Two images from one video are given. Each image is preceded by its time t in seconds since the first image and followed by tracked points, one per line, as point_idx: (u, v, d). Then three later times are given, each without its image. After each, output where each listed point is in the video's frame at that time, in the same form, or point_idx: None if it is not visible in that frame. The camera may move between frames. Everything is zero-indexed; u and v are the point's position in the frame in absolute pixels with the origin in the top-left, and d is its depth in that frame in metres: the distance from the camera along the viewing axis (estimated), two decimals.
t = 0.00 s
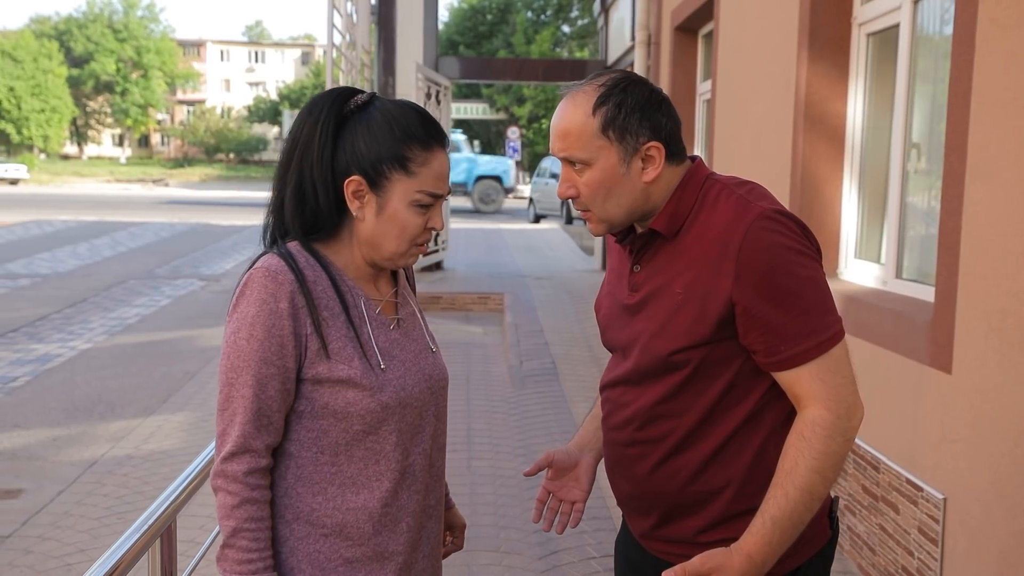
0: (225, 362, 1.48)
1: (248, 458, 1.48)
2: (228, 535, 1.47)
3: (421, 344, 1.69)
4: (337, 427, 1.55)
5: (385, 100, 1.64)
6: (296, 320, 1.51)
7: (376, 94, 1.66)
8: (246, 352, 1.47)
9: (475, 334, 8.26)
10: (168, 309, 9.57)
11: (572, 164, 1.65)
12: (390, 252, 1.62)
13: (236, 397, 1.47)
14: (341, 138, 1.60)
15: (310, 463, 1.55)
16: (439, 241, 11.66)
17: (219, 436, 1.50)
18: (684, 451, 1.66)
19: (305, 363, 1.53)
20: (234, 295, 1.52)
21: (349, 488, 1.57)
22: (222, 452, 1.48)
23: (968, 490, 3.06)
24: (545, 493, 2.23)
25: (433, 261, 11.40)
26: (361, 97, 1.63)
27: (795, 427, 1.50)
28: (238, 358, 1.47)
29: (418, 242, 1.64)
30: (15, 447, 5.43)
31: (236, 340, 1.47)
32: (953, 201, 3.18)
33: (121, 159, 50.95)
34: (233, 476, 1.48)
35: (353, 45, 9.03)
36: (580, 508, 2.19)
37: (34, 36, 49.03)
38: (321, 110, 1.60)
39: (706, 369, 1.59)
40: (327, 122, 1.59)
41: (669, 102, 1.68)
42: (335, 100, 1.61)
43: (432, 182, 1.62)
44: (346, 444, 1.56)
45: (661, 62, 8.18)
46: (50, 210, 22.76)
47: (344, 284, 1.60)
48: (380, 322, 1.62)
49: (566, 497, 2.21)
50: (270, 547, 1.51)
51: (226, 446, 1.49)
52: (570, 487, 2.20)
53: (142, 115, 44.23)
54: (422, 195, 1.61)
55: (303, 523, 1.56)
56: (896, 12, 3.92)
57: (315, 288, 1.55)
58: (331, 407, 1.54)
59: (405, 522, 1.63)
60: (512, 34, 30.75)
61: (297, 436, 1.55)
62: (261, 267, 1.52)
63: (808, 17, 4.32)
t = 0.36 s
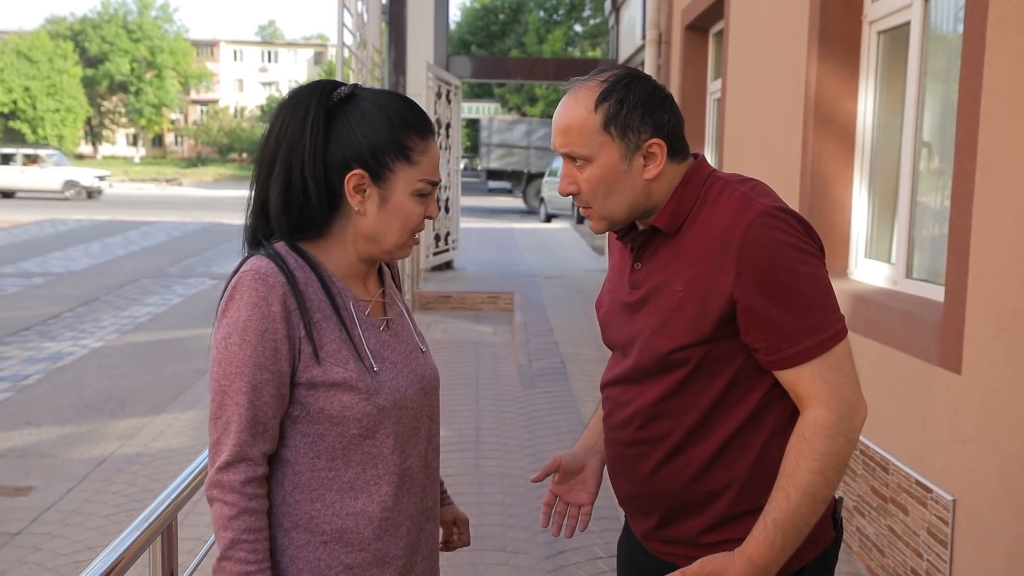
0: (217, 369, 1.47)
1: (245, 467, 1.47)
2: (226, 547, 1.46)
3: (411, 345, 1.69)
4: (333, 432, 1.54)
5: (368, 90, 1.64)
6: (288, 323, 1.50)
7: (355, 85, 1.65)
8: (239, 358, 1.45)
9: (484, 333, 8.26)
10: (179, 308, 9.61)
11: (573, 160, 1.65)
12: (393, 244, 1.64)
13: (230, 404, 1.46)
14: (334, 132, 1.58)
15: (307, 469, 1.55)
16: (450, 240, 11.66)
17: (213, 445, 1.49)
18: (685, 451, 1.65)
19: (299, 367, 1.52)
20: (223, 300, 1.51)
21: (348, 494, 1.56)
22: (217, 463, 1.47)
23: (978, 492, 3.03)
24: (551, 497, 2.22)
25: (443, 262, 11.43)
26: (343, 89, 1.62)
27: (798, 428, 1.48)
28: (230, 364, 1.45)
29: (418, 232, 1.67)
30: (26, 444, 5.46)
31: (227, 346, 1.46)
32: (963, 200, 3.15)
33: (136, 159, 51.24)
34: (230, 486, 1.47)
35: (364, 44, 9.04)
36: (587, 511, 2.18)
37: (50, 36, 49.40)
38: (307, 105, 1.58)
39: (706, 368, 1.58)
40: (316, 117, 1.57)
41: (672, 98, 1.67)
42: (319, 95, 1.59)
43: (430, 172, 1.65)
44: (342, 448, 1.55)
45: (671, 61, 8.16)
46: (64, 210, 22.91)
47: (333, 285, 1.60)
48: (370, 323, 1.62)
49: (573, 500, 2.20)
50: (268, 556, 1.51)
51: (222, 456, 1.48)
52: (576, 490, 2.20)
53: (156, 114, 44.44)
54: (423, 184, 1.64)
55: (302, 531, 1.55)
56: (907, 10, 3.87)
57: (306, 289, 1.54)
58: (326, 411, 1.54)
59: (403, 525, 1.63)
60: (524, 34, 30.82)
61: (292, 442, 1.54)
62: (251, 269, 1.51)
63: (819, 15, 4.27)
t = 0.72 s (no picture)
0: (216, 367, 1.45)
1: (248, 467, 1.46)
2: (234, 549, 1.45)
3: (412, 341, 1.68)
4: (334, 429, 1.53)
5: (358, 88, 1.64)
6: (287, 319, 1.49)
7: (353, 85, 1.66)
8: (239, 357, 1.44)
9: (495, 333, 8.24)
10: (191, 307, 9.63)
11: (575, 154, 1.63)
12: (350, 241, 1.60)
13: (231, 404, 1.44)
14: (308, 127, 1.61)
15: (309, 468, 1.53)
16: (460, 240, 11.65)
17: (214, 446, 1.47)
18: (689, 452, 1.63)
19: (299, 364, 1.51)
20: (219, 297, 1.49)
21: (351, 492, 1.55)
22: (220, 463, 1.46)
23: (990, 495, 2.99)
24: (558, 500, 2.20)
25: (455, 261, 11.43)
26: (335, 86, 1.64)
27: (802, 428, 1.46)
28: (229, 362, 1.44)
29: (380, 232, 1.60)
30: (37, 443, 5.48)
31: (227, 345, 1.44)
32: (976, 199, 3.10)
33: (150, 159, 51.53)
34: (234, 487, 1.45)
35: (375, 44, 9.04)
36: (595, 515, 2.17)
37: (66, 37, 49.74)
38: (291, 100, 1.63)
39: (709, 368, 1.56)
40: (294, 111, 1.62)
41: (677, 95, 1.66)
42: (303, 91, 1.63)
43: (390, 168, 1.58)
44: (344, 446, 1.54)
45: (683, 60, 8.13)
46: (79, 210, 23.03)
47: (331, 281, 1.59)
48: (369, 319, 1.61)
49: (580, 505, 2.18)
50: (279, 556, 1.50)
51: (223, 456, 1.46)
52: (583, 495, 2.17)
53: (170, 115, 44.66)
54: (377, 179, 1.57)
55: (306, 531, 1.54)
56: (919, 8, 3.82)
57: (303, 285, 1.53)
58: (328, 408, 1.52)
59: (405, 523, 1.62)
60: (537, 33, 30.88)
61: (294, 441, 1.53)
62: (246, 266, 1.49)
63: (830, 13, 4.23)
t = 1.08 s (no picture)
0: (205, 360, 1.46)
1: (232, 462, 1.47)
2: (212, 541, 1.46)
3: (413, 343, 1.66)
4: (323, 429, 1.53)
5: (355, 86, 1.63)
6: (277, 316, 1.49)
7: (352, 83, 1.66)
8: (226, 351, 1.45)
9: (503, 334, 8.23)
10: (201, 307, 9.66)
11: (577, 151, 1.62)
12: (350, 237, 1.59)
13: (216, 398, 1.46)
14: (305, 125, 1.61)
15: (298, 466, 1.53)
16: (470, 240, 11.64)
17: (202, 439, 1.49)
18: (690, 453, 1.62)
19: (289, 362, 1.51)
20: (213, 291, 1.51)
21: (339, 493, 1.55)
22: (205, 456, 1.47)
23: (1000, 498, 2.95)
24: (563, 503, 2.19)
25: (464, 262, 11.44)
26: (333, 84, 1.64)
27: (804, 431, 1.44)
28: (217, 357, 1.45)
29: (379, 228, 1.59)
30: (46, 443, 5.50)
31: (216, 339, 1.46)
32: (986, 199, 3.07)
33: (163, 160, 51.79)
34: (217, 481, 1.47)
35: (385, 45, 9.04)
36: (601, 518, 2.15)
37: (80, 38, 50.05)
38: (290, 100, 1.63)
39: (711, 369, 1.55)
40: (292, 110, 1.61)
41: (681, 93, 1.64)
42: (301, 89, 1.63)
43: (388, 165, 1.57)
44: (333, 447, 1.53)
45: (693, 60, 8.11)
46: (91, 211, 23.16)
47: (328, 280, 1.58)
48: (367, 319, 1.60)
49: (586, 508, 2.17)
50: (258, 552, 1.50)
51: (209, 449, 1.47)
52: (589, 498, 2.16)
53: (183, 116, 44.85)
54: (374, 176, 1.57)
55: (291, 528, 1.54)
56: (930, 7, 3.79)
57: (297, 284, 1.53)
58: (317, 408, 1.52)
59: (395, 528, 1.61)
60: (548, 34, 30.92)
61: (283, 438, 1.53)
62: (240, 261, 1.50)
63: (840, 12, 4.19)
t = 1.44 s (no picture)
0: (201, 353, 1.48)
1: (223, 454, 1.48)
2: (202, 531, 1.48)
3: (414, 343, 1.65)
4: (315, 425, 1.53)
5: (364, 84, 1.62)
6: (271, 313, 1.50)
7: (359, 79, 1.64)
8: (220, 345, 1.46)
9: (513, 333, 8.23)
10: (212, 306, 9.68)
11: (582, 147, 1.61)
12: (365, 239, 1.59)
13: (210, 390, 1.47)
14: (315, 124, 1.59)
15: (290, 462, 1.53)
16: (480, 240, 11.64)
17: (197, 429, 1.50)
18: (696, 452, 1.61)
19: (283, 357, 1.51)
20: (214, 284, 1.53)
21: (331, 490, 1.54)
22: (198, 447, 1.49)
23: (1012, 499, 2.92)
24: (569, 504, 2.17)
25: (474, 261, 11.43)
26: (342, 82, 1.62)
27: (811, 430, 1.42)
28: (212, 350, 1.47)
29: (394, 230, 1.60)
30: (57, 440, 5.52)
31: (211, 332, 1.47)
32: (999, 197, 3.04)
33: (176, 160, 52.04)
34: (209, 472, 1.48)
35: (395, 44, 9.03)
36: (608, 518, 2.13)
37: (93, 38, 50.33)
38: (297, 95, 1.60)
39: (718, 367, 1.54)
40: (301, 107, 1.59)
41: (687, 88, 1.63)
42: (310, 86, 1.60)
43: (405, 166, 1.58)
44: (325, 443, 1.53)
45: (704, 58, 8.07)
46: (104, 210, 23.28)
47: (327, 277, 1.58)
48: (365, 318, 1.59)
49: (593, 508, 2.15)
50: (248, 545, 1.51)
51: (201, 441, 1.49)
52: (596, 498, 2.14)
53: (195, 116, 45.05)
54: (392, 179, 1.57)
55: (281, 522, 1.54)
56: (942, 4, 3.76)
57: (292, 280, 1.54)
58: (309, 404, 1.52)
59: (387, 529, 1.59)
60: (559, 33, 30.94)
61: (276, 433, 1.53)
62: (240, 256, 1.52)
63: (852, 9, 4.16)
